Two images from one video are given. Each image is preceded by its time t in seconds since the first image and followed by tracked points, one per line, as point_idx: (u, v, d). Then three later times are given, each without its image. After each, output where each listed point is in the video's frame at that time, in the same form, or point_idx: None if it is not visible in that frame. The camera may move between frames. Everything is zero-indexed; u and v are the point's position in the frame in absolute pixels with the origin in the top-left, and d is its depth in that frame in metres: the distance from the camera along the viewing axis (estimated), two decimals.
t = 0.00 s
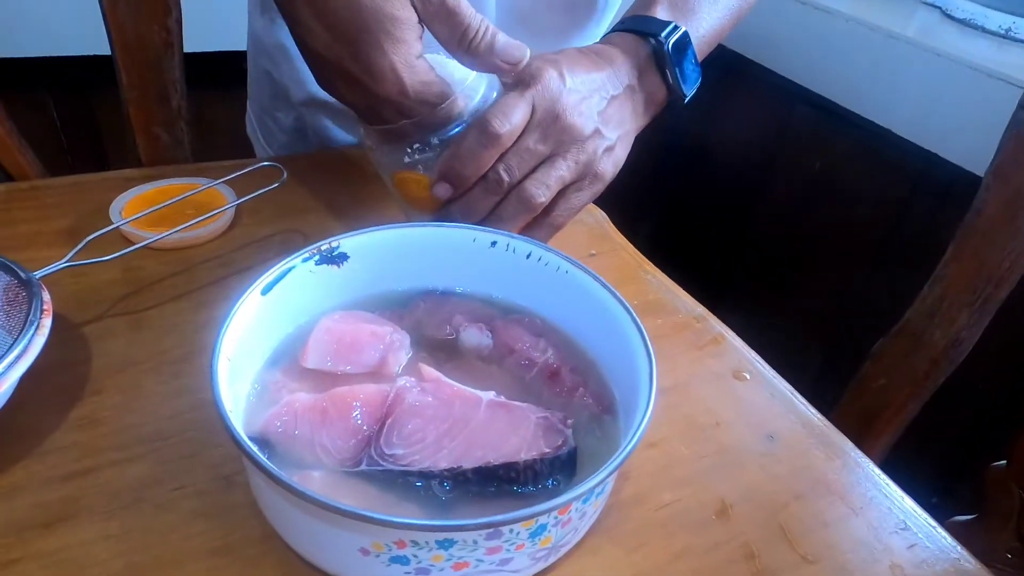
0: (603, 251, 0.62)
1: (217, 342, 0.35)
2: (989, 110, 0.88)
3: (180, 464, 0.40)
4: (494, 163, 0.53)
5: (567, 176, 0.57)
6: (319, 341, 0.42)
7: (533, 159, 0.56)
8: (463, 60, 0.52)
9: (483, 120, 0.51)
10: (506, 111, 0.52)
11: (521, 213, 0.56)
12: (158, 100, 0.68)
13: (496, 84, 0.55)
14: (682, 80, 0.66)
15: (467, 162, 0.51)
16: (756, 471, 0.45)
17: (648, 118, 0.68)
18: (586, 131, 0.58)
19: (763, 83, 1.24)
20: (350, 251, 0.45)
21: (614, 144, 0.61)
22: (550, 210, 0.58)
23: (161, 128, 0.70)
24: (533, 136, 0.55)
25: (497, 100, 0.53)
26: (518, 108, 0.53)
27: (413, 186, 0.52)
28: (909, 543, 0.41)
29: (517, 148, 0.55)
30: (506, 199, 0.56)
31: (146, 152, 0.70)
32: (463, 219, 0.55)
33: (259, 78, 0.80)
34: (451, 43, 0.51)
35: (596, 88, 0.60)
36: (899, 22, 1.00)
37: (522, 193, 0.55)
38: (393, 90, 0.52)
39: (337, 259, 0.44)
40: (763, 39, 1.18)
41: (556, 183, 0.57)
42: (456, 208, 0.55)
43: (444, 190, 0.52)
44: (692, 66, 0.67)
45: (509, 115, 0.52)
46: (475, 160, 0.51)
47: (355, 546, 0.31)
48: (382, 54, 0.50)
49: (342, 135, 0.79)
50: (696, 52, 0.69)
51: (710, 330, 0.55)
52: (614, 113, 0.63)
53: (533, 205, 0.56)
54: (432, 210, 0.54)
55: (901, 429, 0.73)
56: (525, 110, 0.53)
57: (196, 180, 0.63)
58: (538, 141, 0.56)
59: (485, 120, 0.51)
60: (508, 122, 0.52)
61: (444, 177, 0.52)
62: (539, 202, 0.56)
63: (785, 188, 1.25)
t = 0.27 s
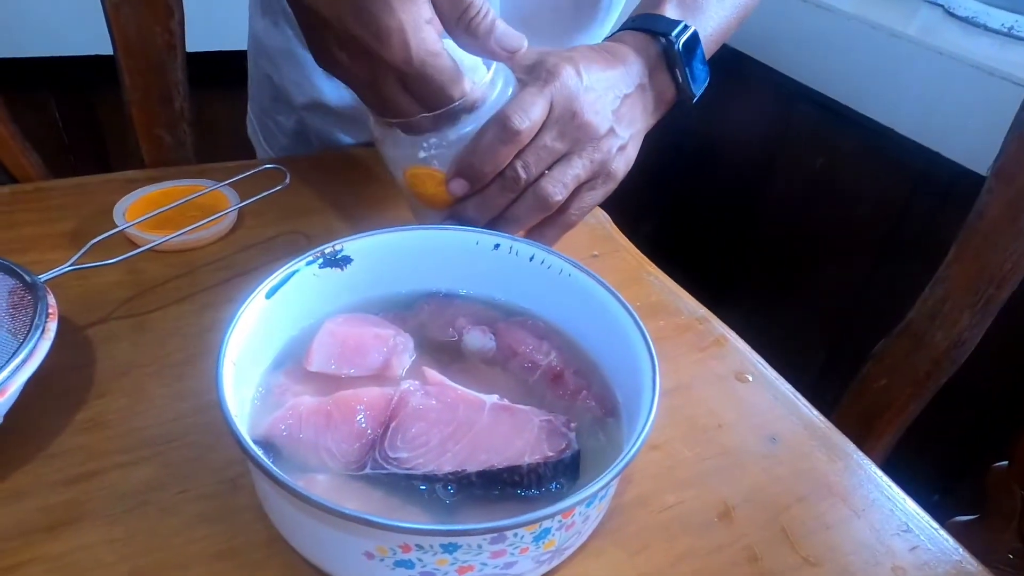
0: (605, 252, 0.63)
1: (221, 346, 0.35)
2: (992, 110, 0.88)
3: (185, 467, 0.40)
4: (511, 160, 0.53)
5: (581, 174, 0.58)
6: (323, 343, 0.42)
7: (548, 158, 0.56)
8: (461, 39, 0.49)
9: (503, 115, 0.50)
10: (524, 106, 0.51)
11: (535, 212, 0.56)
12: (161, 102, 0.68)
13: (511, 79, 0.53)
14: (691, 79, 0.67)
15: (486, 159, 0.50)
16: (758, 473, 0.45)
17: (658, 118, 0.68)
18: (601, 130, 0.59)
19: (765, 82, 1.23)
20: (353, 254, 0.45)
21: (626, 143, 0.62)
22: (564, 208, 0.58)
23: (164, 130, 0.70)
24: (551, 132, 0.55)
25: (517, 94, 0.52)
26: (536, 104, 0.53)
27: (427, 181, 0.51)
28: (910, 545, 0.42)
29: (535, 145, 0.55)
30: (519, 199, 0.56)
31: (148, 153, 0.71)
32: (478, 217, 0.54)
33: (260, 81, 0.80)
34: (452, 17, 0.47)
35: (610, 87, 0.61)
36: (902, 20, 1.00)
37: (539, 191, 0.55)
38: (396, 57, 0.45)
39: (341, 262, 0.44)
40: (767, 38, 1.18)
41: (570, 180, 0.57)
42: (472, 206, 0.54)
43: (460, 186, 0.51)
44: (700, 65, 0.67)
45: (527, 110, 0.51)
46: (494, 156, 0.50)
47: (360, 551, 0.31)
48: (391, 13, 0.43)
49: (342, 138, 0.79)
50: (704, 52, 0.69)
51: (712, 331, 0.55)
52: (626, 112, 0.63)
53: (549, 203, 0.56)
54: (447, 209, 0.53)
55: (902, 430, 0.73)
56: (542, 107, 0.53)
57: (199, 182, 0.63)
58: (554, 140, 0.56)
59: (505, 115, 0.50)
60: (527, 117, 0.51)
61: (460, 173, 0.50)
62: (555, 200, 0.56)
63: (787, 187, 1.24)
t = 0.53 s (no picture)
0: (605, 253, 0.63)
1: (222, 350, 0.36)
2: (993, 109, 0.88)
3: (186, 469, 0.41)
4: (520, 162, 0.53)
5: (591, 175, 0.58)
6: (324, 345, 0.42)
7: (558, 160, 0.56)
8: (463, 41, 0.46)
9: (511, 119, 0.50)
10: (532, 109, 0.52)
11: (545, 213, 0.56)
12: (162, 103, 0.68)
13: (519, 82, 0.54)
14: (698, 80, 0.67)
15: (495, 163, 0.50)
16: (756, 474, 0.45)
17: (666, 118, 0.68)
18: (610, 131, 0.59)
19: (767, 81, 1.23)
20: (353, 257, 0.45)
21: (634, 144, 0.63)
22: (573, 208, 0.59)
23: (165, 131, 0.70)
24: (560, 134, 0.56)
25: (526, 97, 0.53)
26: (544, 106, 0.53)
27: (436, 186, 0.51)
28: (907, 546, 0.42)
29: (544, 147, 0.55)
30: (530, 200, 0.56)
31: (149, 154, 0.71)
32: (487, 220, 0.54)
33: (261, 83, 0.80)
34: (455, 18, 0.45)
35: (618, 89, 0.61)
36: (903, 19, 1.00)
37: (548, 193, 0.56)
38: (391, 63, 0.45)
39: (341, 264, 0.44)
40: (769, 37, 1.18)
41: (579, 182, 0.57)
42: (481, 208, 0.54)
43: (470, 190, 0.51)
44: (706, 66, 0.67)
45: (535, 114, 0.51)
46: (502, 159, 0.50)
47: (360, 553, 0.31)
48: (387, 21, 0.43)
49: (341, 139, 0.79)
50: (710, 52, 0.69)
51: (711, 332, 0.56)
52: (635, 113, 0.63)
53: (559, 205, 0.57)
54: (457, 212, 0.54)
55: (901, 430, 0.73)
56: (550, 110, 0.53)
57: (200, 183, 0.63)
58: (563, 142, 0.56)
59: (513, 119, 0.50)
60: (535, 120, 0.51)
61: (470, 176, 0.50)
62: (565, 202, 0.57)
63: (787, 187, 1.24)
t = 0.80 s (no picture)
0: (601, 256, 0.63)
1: (218, 356, 0.36)
2: (990, 110, 0.88)
3: (183, 473, 0.41)
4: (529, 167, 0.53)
5: (597, 179, 0.59)
6: (320, 350, 0.43)
7: (564, 165, 0.56)
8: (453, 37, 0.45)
9: (520, 124, 0.50)
10: (541, 114, 0.52)
11: (553, 218, 0.56)
12: (161, 107, 0.69)
13: (524, 86, 0.55)
14: (698, 82, 0.67)
15: (506, 168, 0.50)
16: (750, 477, 0.45)
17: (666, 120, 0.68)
18: (615, 135, 0.59)
19: (766, 81, 1.23)
20: (349, 262, 0.45)
21: (637, 147, 0.63)
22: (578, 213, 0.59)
23: (163, 135, 0.70)
24: (568, 139, 0.56)
25: (534, 103, 0.53)
26: (552, 111, 0.53)
27: (444, 191, 0.51)
28: (900, 549, 0.42)
29: (552, 152, 0.55)
30: (537, 206, 0.56)
31: (148, 158, 0.71)
32: (494, 224, 0.54)
33: (259, 88, 0.80)
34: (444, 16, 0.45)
35: (621, 91, 0.61)
36: (902, 19, 1.00)
37: (555, 199, 0.56)
38: (379, 66, 0.46)
39: (337, 269, 0.45)
40: (768, 36, 1.18)
41: (585, 186, 0.57)
42: (489, 213, 0.54)
43: (478, 195, 0.50)
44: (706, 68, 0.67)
45: (544, 119, 0.52)
46: (513, 164, 0.50)
47: (354, 558, 0.32)
48: (367, 23, 0.44)
49: (340, 142, 0.80)
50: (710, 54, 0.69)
51: (707, 335, 0.56)
52: (637, 116, 0.63)
53: (567, 210, 0.57)
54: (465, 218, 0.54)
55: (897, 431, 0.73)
56: (558, 114, 0.53)
57: (199, 187, 0.64)
58: (570, 147, 0.56)
59: (522, 124, 0.50)
60: (545, 125, 0.51)
61: (479, 181, 0.50)
62: (572, 207, 0.57)
63: (786, 186, 1.24)
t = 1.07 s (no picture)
0: (600, 255, 0.63)
1: (216, 356, 0.36)
2: (991, 107, 0.88)
3: (182, 474, 0.41)
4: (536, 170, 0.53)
5: (601, 182, 0.58)
6: (319, 350, 0.43)
7: (570, 168, 0.56)
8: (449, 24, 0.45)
9: (528, 128, 0.50)
10: (548, 117, 0.52)
11: (558, 221, 0.56)
12: (160, 107, 0.69)
13: (529, 89, 0.55)
14: (695, 83, 0.67)
15: (512, 171, 0.50)
16: (749, 476, 0.45)
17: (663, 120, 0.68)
18: (618, 138, 0.59)
19: (766, 78, 1.23)
20: (348, 261, 0.45)
21: (638, 149, 0.63)
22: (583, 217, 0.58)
23: (163, 135, 0.70)
24: (574, 142, 0.56)
25: (540, 107, 0.53)
26: (558, 115, 0.53)
27: (448, 194, 0.52)
28: (898, 548, 0.42)
29: (557, 155, 0.55)
30: (543, 209, 0.56)
31: (148, 157, 0.71)
32: (501, 227, 0.55)
33: (258, 88, 0.80)
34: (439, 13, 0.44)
35: (622, 92, 0.61)
36: (902, 16, 1.00)
37: (560, 202, 0.56)
38: (367, 39, 0.42)
39: (336, 269, 0.45)
40: (768, 33, 1.17)
41: (589, 189, 0.57)
42: (494, 216, 0.54)
43: (484, 199, 0.51)
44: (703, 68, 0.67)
45: (551, 124, 0.52)
46: (520, 168, 0.50)
47: (353, 557, 0.32)
48: None
49: (335, 141, 0.79)
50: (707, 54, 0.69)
51: (705, 334, 0.56)
52: (637, 117, 0.63)
53: (572, 214, 0.56)
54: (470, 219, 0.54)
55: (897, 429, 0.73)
56: (563, 117, 0.53)
57: (198, 187, 0.64)
58: (576, 150, 0.56)
59: (530, 128, 0.50)
60: (552, 129, 0.52)
61: (485, 185, 0.50)
62: (578, 210, 0.56)
63: (786, 184, 1.24)
